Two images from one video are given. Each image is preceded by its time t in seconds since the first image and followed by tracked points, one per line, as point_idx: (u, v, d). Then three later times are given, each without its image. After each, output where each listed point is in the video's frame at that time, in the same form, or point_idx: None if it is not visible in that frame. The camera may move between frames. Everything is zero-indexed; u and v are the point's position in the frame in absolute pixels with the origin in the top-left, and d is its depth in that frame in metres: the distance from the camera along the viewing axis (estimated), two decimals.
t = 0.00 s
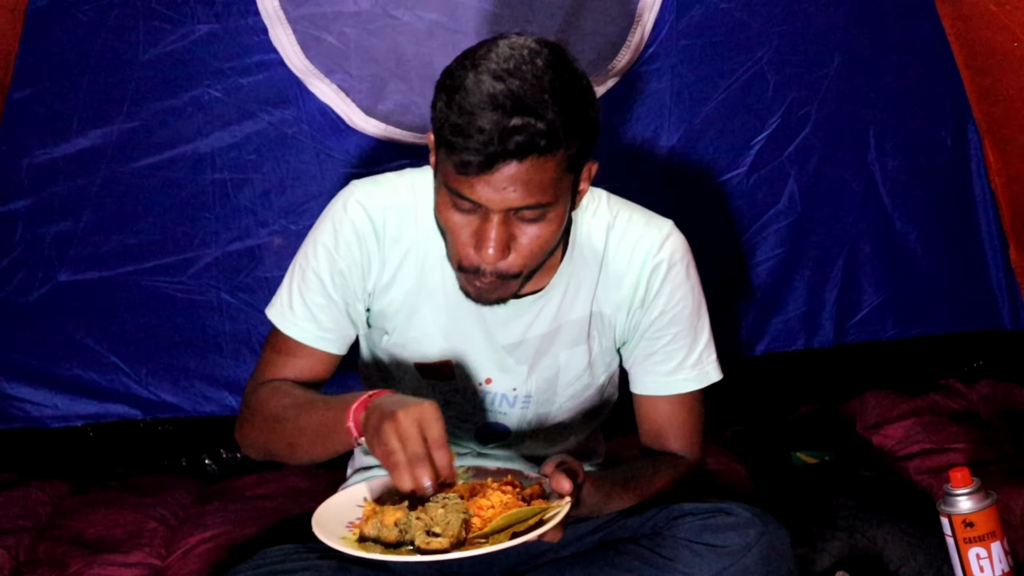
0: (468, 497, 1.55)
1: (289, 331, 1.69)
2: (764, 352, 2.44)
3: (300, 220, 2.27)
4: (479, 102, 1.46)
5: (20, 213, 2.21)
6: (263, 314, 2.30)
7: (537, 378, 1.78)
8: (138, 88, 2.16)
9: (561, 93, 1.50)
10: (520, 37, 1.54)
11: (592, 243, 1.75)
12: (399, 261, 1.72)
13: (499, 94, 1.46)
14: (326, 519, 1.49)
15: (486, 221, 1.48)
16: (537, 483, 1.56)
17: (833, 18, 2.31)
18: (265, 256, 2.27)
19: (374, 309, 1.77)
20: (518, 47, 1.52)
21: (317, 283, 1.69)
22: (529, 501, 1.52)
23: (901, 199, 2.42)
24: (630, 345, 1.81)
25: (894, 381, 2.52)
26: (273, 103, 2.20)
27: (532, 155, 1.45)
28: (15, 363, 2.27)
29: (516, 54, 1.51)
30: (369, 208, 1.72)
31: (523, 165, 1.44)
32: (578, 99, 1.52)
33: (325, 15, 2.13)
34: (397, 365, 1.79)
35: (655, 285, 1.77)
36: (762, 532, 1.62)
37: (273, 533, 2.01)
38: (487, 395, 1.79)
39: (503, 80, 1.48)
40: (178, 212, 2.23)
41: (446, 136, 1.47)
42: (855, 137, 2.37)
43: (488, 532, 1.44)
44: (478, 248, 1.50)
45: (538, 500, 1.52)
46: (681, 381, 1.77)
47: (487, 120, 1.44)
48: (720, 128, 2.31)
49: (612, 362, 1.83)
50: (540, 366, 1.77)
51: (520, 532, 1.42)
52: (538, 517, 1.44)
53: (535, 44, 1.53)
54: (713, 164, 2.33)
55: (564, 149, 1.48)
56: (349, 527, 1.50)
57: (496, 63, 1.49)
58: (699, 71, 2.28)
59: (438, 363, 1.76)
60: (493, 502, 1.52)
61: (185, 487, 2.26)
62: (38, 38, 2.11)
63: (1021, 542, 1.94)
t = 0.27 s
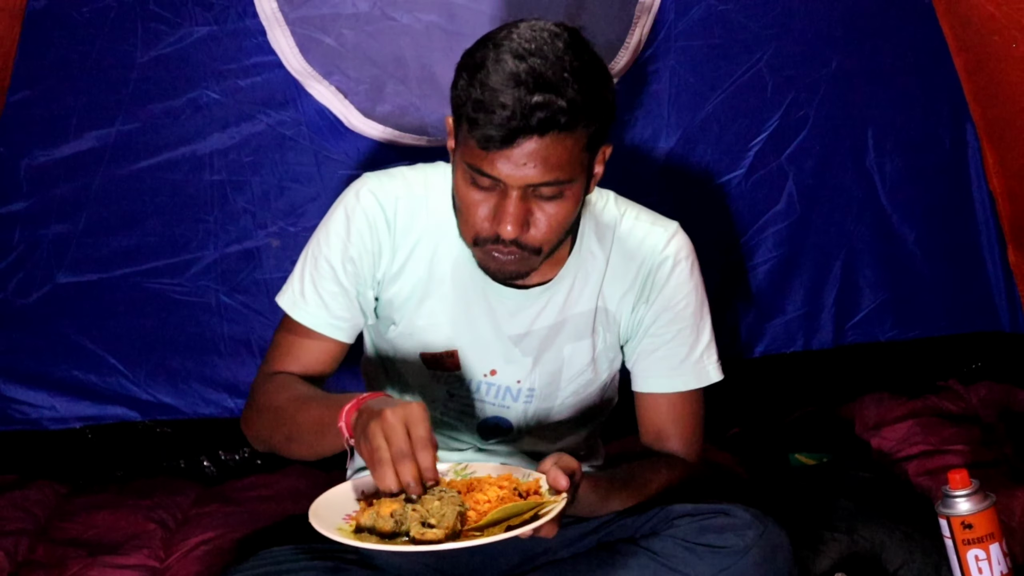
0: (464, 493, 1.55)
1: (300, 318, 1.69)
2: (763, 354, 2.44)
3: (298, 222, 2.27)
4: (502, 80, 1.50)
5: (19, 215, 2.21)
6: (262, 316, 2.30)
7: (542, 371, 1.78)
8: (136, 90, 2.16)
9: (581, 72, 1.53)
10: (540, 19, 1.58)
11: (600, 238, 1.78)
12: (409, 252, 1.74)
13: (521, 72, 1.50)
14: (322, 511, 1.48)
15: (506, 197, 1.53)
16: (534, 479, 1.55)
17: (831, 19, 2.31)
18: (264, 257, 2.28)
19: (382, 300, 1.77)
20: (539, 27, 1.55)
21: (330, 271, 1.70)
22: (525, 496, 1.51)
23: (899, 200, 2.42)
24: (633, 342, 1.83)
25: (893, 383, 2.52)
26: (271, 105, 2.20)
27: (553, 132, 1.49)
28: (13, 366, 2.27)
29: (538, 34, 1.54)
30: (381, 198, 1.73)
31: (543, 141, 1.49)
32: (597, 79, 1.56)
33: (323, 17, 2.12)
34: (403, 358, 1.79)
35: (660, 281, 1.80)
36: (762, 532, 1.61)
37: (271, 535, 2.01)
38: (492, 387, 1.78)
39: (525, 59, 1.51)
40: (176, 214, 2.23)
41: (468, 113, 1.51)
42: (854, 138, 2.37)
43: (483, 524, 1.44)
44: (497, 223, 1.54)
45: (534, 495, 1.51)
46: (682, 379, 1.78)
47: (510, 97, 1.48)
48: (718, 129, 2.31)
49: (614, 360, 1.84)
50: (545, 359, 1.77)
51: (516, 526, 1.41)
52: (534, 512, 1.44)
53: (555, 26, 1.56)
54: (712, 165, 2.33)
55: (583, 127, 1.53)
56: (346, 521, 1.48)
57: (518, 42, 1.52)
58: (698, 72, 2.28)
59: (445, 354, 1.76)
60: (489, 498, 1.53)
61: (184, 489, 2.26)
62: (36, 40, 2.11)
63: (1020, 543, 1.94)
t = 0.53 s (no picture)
0: (464, 492, 1.55)
1: (305, 313, 1.69)
2: (761, 355, 2.44)
3: (296, 224, 2.27)
4: (513, 66, 1.56)
5: (17, 216, 2.21)
6: (259, 318, 2.30)
7: (543, 368, 1.78)
8: (134, 91, 2.16)
9: (590, 62, 1.60)
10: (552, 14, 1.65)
11: (603, 237, 1.79)
12: (414, 248, 1.74)
13: (532, 59, 1.56)
14: (323, 510, 1.48)
15: (514, 182, 1.57)
16: (533, 478, 1.55)
17: (829, 22, 2.31)
18: (261, 259, 2.28)
19: (387, 297, 1.77)
20: (551, 19, 1.62)
21: (335, 265, 1.70)
22: (524, 496, 1.52)
23: (897, 201, 2.42)
24: (633, 342, 1.83)
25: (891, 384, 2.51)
26: (269, 107, 2.21)
27: (561, 116, 1.55)
28: (11, 367, 2.26)
29: (550, 25, 1.61)
30: (387, 195, 1.74)
31: (552, 125, 1.54)
32: (607, 70, 1.63)
33: (321, 18, 2.13)
34: (404, 356, 1.79)
35: (662, 280, 1.80)
36: (760, 533, 1.61)
37: (268, 535, 2.01)
38: (495, 384, 1.78)
39: (536, 48, 1.58)
40: (174, 215, 2.23)
41: (479, 99, 1.57)
42: (851, 139, 2.37)
43: (483, 523, 1.45)
44: (504, 209, 1.57)
45: (534, 495, 1.51)
46: (683, 379, 1.78)
47: (521, 81, 1.55)
48: (716, 131, 2.31)
49: (615, 361, 1.83)
50: (547, 356, 1.77)
51: (515, 525, 1.42)
52: (533, 511, 1.44)
53: (568, 19, 1.63)
54: (710, 167, 2.33)
55: (591, 115, 1.58)
56: (344, 519, 1.47)
57: (530, 31, 1.59)
58: (696, 74, 2.28)
59: (447, 351, 1.76)
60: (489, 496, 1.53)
61: (181, 490, 2.26)
62: (34, 41, 2.11)
63: (1018, 545, 1.93)
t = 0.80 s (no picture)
0: (465, 490, 1.56)
1: (307, 312, 1.69)
2: (761, 356, 2.44)
3: (295, 224, 2.27)
4: (513, 56, 1.57)
5: (17, 217, 2.20)
6: (259, 318, 2.30)
7: (544, 368, 1.78)
8: (133, 92, 2.16)
9: (590, 54, 1.60)
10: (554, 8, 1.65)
11: (604, 238, 1.79)
12: (416, 247, 1.74)
13: (531, 50, 1.57)
14: (326, 505, 1.48)
15: (511, 172, 1.57)
16: (535, 476, 1.55)
17: (828, 22, 2.31)
18: (261, 260, 2.28)
19: (388, 296, 1.77)
20: (552, 12, 1.63)
21: (336, 263, 1.70)
22: (527, 494, 1.51)
23: (897, 202, 2.42)
24: (634, 343, 1.83)
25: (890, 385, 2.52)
26: (268, 108, 2.21)
27: (558, 106, 1.55)
28: (10, 368, 2.26)
29: (551, 18, 1.61)
30: (388, 194, 1.74)
31: (549, 114, 1.55)
32: (607, 63, 1.63)
33: (320, 19, 2.13)
34: (404, 355, 1.79)
35: (662, 281, 1.81)
36: (759, 533, 1.60)
37: (267, 536, 2.01)
38: (494, 384, 1.77)
39: (536, 39, 1.58)
40: (174, 216, 2.23)
41: (479, 88, 1.58)
42: (851, 140, 2.37)
43: (486, 521, 1.45)
44: (501, 200, 1.58)
45: (535, 493, 1.51)
46: (683, 379, 1.79)
47: (519, 70, 1.55)
48: (715, 132, 2.31)
49: (615, 362, 1.84)
50: (547, 356, 1.77)
51: (517, 523, 1.42)
52: (535, 509, 1.44)
53: (570, 13, 1.63)
54: (709, 168, 2.33)
55: (588, 106, 1.58)
56: (345, 517, 1.47)
57: (531, 23, 1.60)
58: (695, 74, 2.28)
59: (448, 351, 1.76)
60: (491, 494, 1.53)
61: (180, 491, 2.25)
62: (34, 42, 2.11)
63: (1017, 546, 1.94)
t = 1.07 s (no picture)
0: (467, 489, 1.56)
1: (306, 313, 1.69)
2: (761, 356, 2.44)
3: (296, 224, 2.27)
4: (508, 50, 1.57)
5: (18, 217, 2.20)
6: (259, 318, 2.30)
7: (544, 368, 1.78)
8: (134, 92, 2.16)
9: (585, 48, 1.60)
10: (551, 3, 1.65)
11: (604, 238, 1.80)
12: (415, 248, 1.74)
13: (527, 44, 1.57)
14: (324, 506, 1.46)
15: (505, 167, 1.57)
16: (536, 476, 1.55)
17: (829, 22, 2.31)
18: (261, 260, 2.28)
19: (387, 297, 1.77)
20: (549, 6, 1.62)
21: (335, 265, 1.70)
22: (527, 494, 1.51)
23: (897, 202, 2.42)
24: (634, 343, 1.83)
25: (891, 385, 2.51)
26: (269, 108, 2.21)
27: (553, 101, 1.55)
28: (12, 369, 2.26)
29: (548, 12, 1.61)
30: (387, 195, 1.74)
31: (543, 110, 1.55)
32: (603, 58, 1.63)
33: (321, 19, 2.13)
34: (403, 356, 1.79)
35: (662, 281, 1.81)
36: (760, 534, 1.61)
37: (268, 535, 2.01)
38: (494, 385, 1.77)
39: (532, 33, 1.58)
40: (175, 216, 2.23)
41: (474, 82, 1.58)
42: (851, 140, 2.37)
43: (487, 520, 1.45)
44: (495, 195, 1.58)
45: (537, 492, 1.51)
46: (684, 379, 1.79)
47: (513, 65, 1.55)
48: (716, 132, 2.31)
49: (615, 363, 1.83)
50: (547, 356, 1.77)
51: (517, 523, 1.42)
52: (536, 509, 1.44)
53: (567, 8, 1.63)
54: (710, 167, 2.33)
55: (582, 101, 1.58)
56: (346, 519, 1.45)
57: (527, 17, 1.59)
58: (696, 74, 2.28)
59: (447, 352, 1.75)
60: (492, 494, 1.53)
61: (181, 491, 2.25)
62: (35, 42, 2.11)
63: (1019, 545, 1.93)
